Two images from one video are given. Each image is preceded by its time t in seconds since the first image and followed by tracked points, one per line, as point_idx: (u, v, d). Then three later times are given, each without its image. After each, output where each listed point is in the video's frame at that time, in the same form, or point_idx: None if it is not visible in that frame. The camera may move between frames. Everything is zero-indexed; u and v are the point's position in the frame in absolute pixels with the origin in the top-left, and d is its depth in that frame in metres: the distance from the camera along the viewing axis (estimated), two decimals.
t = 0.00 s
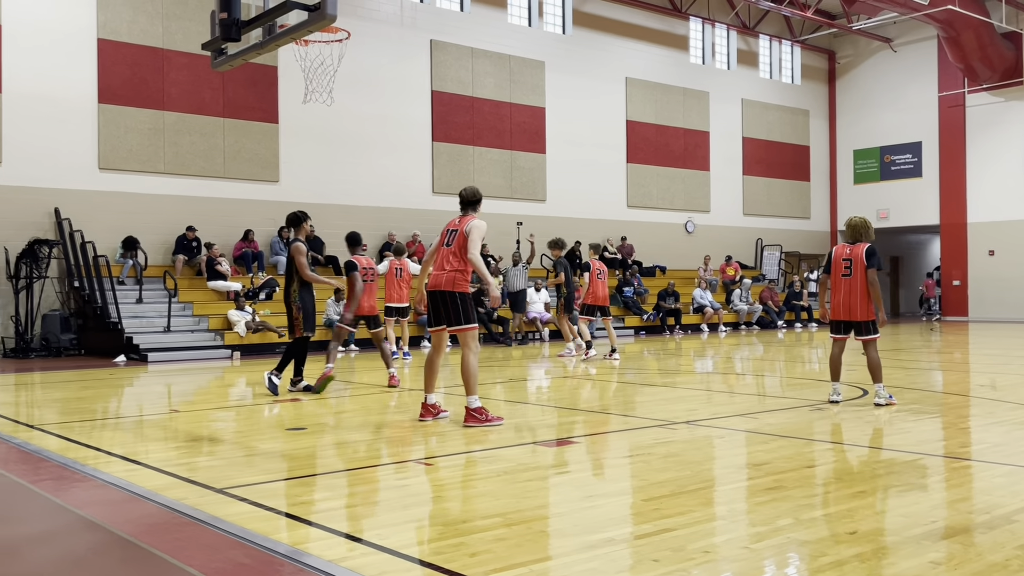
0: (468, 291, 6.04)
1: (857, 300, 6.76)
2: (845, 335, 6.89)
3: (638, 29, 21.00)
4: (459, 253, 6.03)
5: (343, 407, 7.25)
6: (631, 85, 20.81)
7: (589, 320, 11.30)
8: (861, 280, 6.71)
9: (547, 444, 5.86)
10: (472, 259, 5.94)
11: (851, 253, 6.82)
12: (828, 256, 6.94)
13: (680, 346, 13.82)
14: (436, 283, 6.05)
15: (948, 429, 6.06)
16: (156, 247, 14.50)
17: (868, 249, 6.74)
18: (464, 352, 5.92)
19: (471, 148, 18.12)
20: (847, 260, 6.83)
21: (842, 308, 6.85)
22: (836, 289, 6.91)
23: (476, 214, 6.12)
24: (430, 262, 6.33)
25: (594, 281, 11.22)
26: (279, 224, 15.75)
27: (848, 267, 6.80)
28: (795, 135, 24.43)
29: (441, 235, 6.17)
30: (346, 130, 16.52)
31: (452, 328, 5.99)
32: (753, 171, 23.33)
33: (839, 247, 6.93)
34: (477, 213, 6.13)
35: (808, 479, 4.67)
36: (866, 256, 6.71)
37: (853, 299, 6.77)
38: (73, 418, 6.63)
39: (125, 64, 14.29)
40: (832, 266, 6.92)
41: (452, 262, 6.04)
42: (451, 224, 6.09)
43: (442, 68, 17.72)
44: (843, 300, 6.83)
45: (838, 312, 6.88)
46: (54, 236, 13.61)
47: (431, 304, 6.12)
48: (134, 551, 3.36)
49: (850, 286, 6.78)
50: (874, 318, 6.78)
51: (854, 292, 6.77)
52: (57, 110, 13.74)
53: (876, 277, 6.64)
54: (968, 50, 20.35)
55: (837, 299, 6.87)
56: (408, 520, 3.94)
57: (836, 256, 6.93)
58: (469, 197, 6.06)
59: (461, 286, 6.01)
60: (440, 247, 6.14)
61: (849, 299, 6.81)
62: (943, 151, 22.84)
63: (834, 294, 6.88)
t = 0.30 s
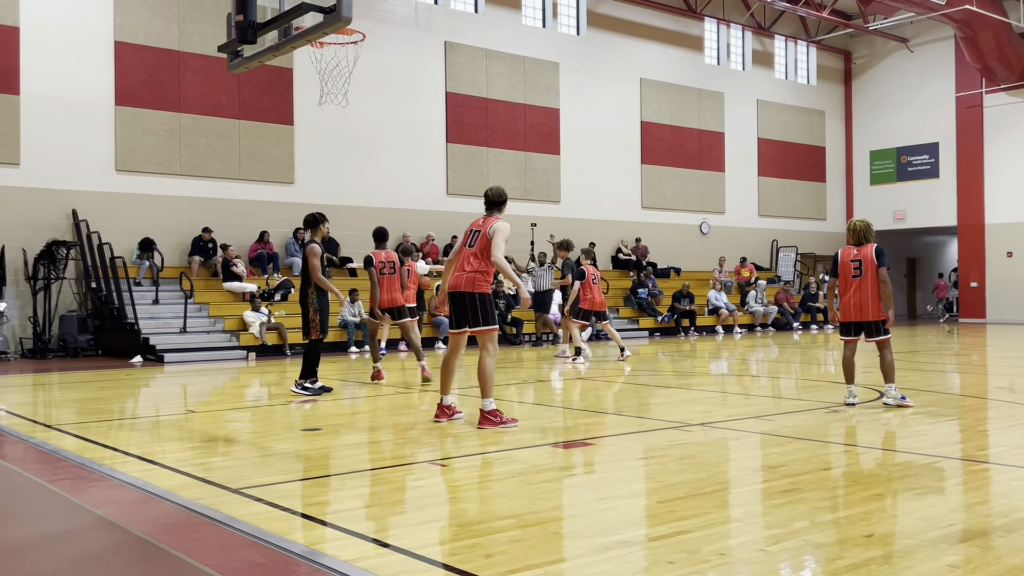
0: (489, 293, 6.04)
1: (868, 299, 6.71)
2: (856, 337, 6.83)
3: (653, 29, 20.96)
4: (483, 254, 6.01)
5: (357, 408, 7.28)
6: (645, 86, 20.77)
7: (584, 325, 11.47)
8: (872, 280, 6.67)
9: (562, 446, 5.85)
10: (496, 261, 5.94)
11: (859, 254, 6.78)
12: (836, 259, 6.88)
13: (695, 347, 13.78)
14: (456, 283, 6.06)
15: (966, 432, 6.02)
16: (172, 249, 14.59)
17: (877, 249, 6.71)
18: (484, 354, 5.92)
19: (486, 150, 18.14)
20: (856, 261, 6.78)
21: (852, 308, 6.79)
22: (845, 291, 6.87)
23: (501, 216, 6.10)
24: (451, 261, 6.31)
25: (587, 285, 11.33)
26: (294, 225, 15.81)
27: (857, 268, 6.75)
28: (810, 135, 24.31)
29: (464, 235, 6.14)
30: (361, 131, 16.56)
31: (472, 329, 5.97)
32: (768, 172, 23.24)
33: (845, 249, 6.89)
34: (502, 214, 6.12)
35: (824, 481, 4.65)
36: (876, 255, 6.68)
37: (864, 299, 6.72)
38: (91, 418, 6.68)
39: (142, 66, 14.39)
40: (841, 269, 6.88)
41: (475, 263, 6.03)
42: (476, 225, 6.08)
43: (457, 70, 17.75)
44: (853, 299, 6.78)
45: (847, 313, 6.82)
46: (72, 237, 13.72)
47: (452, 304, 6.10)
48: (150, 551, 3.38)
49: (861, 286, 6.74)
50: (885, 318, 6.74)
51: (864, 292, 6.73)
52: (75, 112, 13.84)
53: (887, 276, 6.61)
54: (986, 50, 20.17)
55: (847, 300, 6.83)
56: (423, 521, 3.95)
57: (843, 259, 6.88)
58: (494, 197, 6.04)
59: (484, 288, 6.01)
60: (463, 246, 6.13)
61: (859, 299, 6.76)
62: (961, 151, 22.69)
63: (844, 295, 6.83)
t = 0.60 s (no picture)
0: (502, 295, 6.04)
1: (886, 299, 6.69)
2: (873, 337, 6.79)
3: (666, 29, 20.93)
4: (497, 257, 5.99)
5: (371, 408, 7.30)
6: (659, 86, 20.74)
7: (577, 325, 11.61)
8: (890, 280, 6.66)
9: (576, 446, 5.85)
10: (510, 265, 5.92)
11: (875, 254, 6.77)
12: (852, 259, 6.85)
13: (709, 348, 13.75)
14: (466, 286, 6.07)
15: (982, 433, 5.99)
16: (188, 249, 14.67)
17: (894, 248, 6.72)
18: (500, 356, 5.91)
19: (499, 150, 18.16)
20: (872, 261, 6.77)
21: (870, 309, 6.74)
22: (861, 292, 6.84)
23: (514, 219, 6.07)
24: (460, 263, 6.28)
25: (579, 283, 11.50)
26: (308, 225, 15.87)
27: (874, 268, 6.74)
28: (825, 136, 24.22)
29: (476, 237, 6.11)
30: (375, 132, 16.61)
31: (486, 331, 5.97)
32: (783, 173, 23.17)
33: (861, 250, 6.88)
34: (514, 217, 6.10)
35: (840, 482, 4.63)
36: (893, 255, 6.70)
37: (882, 299, 6.69)
38: (108, 417, 6.72)
39: (157, 68, 14.47)
40: (857, 270, 6.84)
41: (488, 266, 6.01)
42: (489, 228, 6.05)
43: (470, 70, 17.78)
44: (871, 300, 6.74)
45: (865, 314, 6.77)
46: (88, 237, 13.81)
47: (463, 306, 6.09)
48: (168, 548, 3.40)
49: (878, 286, 6.70)
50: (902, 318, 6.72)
51: (882, 292, 6.71)
52: (92, 113, 13.94)
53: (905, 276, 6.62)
54: (1002, 49, 19.96)
55: (865, 300, 6.79)
56: (437, 520, 3.95)
57: (860, 259, 6.87)
58: (508, 201, 6.01)
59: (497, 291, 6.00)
60: (474, 248, 6.11)
61: (877, 299, 6.73)
62: (977, 151, 22.56)
63: (861, 295, 6.79)
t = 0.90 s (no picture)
0: (490, 297, 6.05)
1: (909, 299, 6.66)
2: (894, 337, 6.77)
3: (680, 28, 20.88)
4: (480, 261, 6.03)
5: (384, 407, 7.32)
6: (672, 85, 20.70)
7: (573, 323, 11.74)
8: (914, 280, 6.63)
9: (589, 445, 5.85)
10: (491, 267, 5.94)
11: (898, 253, 6.73)
12: (874, 258, 6.80)
13: (722, 348, 13.71)
14: (457, 292, 6.12)
15: (999, 433, 5.94)
16: (203, 249, 14.74)
17: (917, 248, 6.68)
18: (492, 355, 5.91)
19: (512, 150, 18.15)
20: (895, 260, 6.73)
21: (893, 309, 6.71)
22: (883, 291, 6.80)
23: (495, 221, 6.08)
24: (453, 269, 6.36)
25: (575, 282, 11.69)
26: (322, 225, 15.91)
27: (897, 268, 6.70)
28: (839, 135, 24.11)
29: (461, 243, 6.16)
30: (389, 132, 16.65)
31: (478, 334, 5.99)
32: (797, 172, 23.07)
33: (883, 248, 6.83)
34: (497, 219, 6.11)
35: (855, 482, 4.61)
36: (916, 254, 6.66)
37: (906, 299, 6.66)
38: (123, 415, 6.76)
39: (172, 68, 14.54)
40: (879, 268, 6.80)
41: (473, 270, 6.05)
42: (471, 234, 6.08)
43: (483, 70, 17.79)
44: (894, 299, 6.71)
45: (888, 314, 6.73)
46: (103, 237, 13.89)
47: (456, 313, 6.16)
48: (182, 546, 3.42)
49: (901, 286, 6.68)
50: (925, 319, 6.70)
51: (905, 292, 6.68)
52: (108, 113, 14.03)
53: (928, 275, 6.61)
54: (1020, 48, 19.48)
55: (887, 300, 6.75)
56: (450, 519, 3.96)
57: (882, 258, 6.82)
58: (487, 205, 6.03)
59: (483, 294, 6.03)
60: (461, 254, 6.14)
61: (900, 299, 6.70)
62: (993, 150, 22.40)
63: (884, 295, 6.75)
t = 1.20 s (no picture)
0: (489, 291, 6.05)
1: (925, 297, 6.64)
2: (908, 335, 6.74)
3: (689, 26, 20.84)
4: (479, 254, 6.04)
5: (394, 405, 7.32)
6: (681, 83, 20.66)
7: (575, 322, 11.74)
8: (929, 277, 6.59)
9: (597, 444, 5.85)
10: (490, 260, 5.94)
11: (914, 251, 6.68)
12: (890, 254, 6.76)
13: (732, 346, 13.68)
14: (456, 286, 6.13)
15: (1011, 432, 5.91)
16: (213, 248, 14.78)
17: (933, 246, 6.63)
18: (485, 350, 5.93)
19: (521, 148, 18.15)
20: (910, 258, 6.69)
21: (908, 306, 6.69)
22: (898, 289, 6.76)
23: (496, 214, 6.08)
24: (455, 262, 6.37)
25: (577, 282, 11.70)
26: (331, 223, 15.94)
27: (913, 265, 6.66)
28: (849, 132, 24.02)
29: (462, 237, 6.18)
30: (398, 130, 16.67)
31: (474, 327, 6.01)
32: (807, 170, 23.00)
33: (899, 245, 6.78)
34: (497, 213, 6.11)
35: (866, 481, 4.59)
36: (932, 252, 6.61)
37: (922, 297, 6.64)
38: (133, 413, 6.78)
39: (181, 67, 14.58)
40: (894, 265, 6.76)
41: (472, 263, 6.06)
42: (471, 227, 6.10)
43: (492, 68, 17.79)
44: (909, 297, 6.69)
45: (903, 311, 6.72)
46: (114, 236, 13.95)
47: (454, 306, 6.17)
48: (193, 543, 3.44)
49: (917, 284, 6.65)
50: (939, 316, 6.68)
51: (921, 290, 6.65)
52: (118, 112, 14.08)
53: (944, 274, 6.58)
54: None
55: (904, 298, 6.72)
56: (459, 517, 3.96)
57: (897, 255, 6.78)
58: (487, 198, 6.04)
59: (481, 287, 6.04)
60: (462, 247, 6.16)
61: (915, 297, 6.67)
62: (1004, 147, 22.30)
63: (900, 293, 6.71)
